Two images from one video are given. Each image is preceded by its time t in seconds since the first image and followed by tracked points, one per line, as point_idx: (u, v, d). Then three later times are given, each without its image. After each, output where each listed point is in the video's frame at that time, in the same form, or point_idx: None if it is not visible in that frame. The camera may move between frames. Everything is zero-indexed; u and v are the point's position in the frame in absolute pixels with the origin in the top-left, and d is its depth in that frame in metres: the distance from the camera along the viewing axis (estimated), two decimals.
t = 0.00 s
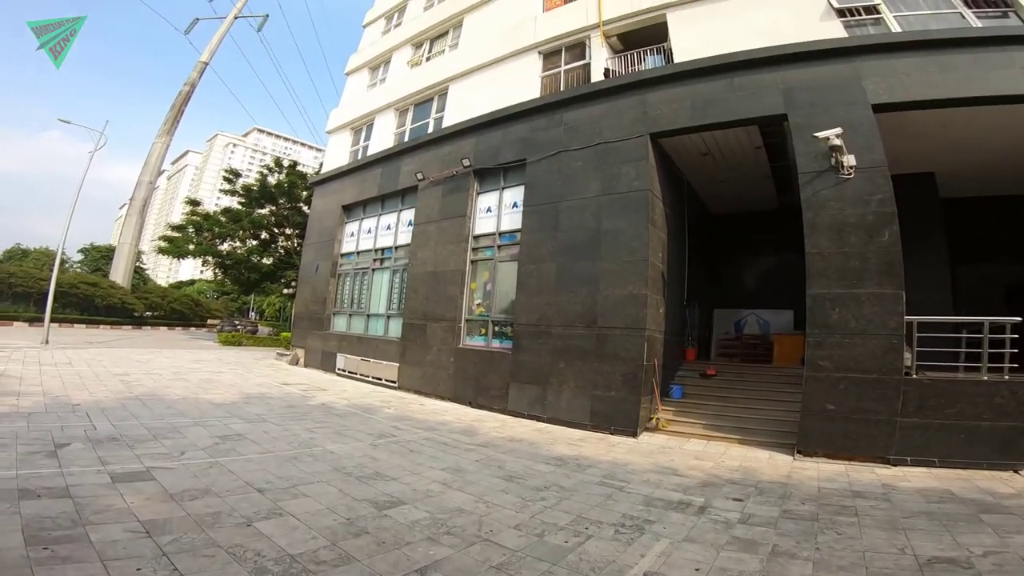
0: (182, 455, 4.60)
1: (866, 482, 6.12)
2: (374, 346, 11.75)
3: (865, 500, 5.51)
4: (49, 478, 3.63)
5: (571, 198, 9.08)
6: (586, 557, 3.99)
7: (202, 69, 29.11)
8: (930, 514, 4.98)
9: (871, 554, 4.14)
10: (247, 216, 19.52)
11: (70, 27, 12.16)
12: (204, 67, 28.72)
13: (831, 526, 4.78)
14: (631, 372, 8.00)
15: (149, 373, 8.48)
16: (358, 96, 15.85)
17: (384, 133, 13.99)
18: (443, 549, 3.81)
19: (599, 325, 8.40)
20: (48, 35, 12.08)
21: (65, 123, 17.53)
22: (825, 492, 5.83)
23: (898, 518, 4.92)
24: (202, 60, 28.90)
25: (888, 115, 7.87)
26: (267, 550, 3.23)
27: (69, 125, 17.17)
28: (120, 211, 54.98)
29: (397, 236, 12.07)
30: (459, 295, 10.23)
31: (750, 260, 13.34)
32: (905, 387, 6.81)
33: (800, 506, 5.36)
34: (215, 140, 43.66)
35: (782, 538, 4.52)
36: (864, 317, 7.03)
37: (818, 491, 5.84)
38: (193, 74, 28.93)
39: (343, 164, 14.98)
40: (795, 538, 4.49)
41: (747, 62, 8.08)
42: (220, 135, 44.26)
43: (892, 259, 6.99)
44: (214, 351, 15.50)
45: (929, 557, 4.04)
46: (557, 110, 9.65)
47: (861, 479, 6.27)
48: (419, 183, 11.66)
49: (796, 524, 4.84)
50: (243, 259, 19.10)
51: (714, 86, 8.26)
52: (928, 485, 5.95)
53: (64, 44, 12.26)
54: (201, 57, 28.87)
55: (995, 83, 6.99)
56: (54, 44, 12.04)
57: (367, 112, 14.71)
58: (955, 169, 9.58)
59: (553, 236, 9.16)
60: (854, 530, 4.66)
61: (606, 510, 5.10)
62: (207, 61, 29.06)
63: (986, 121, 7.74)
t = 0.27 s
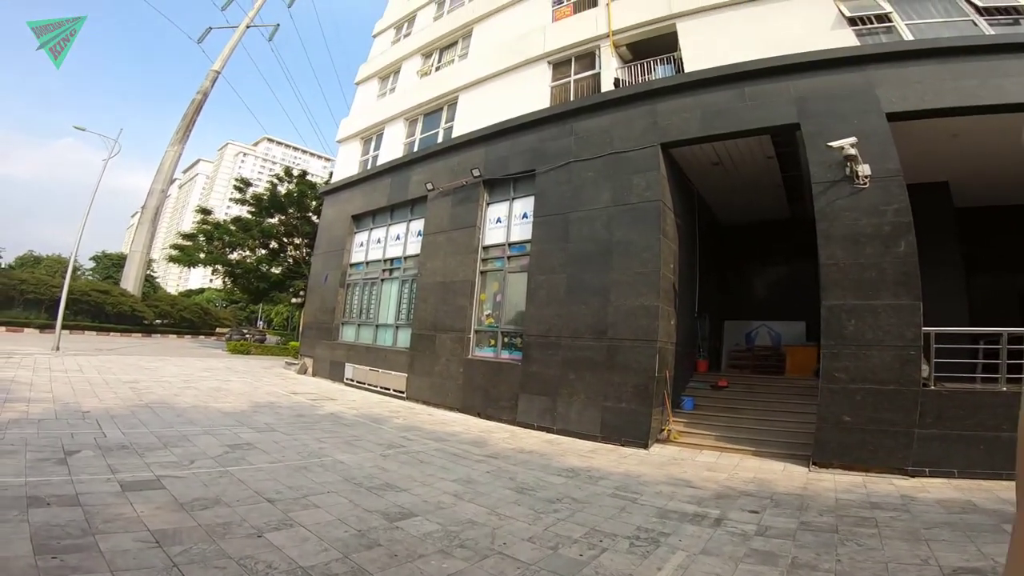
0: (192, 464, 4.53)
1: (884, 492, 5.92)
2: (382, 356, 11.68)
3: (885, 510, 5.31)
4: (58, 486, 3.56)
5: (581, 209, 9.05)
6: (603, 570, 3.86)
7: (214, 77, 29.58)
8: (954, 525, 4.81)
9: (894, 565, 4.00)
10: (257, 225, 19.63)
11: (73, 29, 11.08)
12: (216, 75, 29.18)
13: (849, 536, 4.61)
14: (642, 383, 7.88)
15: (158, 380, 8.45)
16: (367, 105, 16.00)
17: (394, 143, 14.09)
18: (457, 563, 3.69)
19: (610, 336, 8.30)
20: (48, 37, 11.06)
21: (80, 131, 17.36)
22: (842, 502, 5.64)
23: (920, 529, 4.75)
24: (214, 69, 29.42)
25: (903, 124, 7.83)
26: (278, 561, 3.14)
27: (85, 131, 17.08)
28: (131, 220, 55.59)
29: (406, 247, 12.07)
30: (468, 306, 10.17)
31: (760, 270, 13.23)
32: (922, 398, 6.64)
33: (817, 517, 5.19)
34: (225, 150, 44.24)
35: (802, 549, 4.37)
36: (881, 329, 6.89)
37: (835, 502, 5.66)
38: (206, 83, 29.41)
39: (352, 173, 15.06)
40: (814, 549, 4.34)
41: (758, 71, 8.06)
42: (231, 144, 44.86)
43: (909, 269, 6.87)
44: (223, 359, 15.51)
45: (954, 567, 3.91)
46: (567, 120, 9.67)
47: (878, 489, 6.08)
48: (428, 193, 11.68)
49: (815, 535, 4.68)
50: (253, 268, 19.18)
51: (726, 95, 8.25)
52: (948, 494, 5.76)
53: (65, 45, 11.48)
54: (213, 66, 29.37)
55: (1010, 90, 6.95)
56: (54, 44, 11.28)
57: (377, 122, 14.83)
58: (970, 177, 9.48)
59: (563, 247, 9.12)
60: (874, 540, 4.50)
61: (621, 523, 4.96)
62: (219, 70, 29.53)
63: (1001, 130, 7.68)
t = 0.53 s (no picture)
0: (207, 464, 4.53)
1: (903, 486, 5.83)
2: (392, 354, 11.69)
3: (906, 504, 5.22)
4: (76, 488, 3.57)
5: (590, 202, 8.96)
6: (619, 567, 3.82)
7: (216, 78, 29.65)
8: (977, 519, 4.71)
9: (917, 558, 3.93)
10: (264, 224, 19.67)
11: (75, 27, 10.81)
12: (220, 76, 29.29)
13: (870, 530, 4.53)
14: (654, 377, 7.81)
15: (170, 381, 8.48)
16: (371, 103, 15.94)
17: (398, 140, 14.03)
18: (473, 561, 3.66)
19: (620, 330, 8.24)
20: (49, 36, 10.83)
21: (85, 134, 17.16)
22: (862, 497, 5.55)
23: (942, 523, 4.67)
24: (217, 69, 29.49)
25: (916, 115, 7.66)
26: (295, 562, 3.13)
27: (91, 134, 16.89)
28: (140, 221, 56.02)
29: (414, 244, 12.04)
30: (477, 301, 10.13)
31: (770, 262, 13.08)
32: (940, 390, 6.53)
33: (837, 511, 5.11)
34: (230, 150, 44.42)
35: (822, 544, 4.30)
36: (897, 319, 6.76)
37: (854, 496, 5.57)
38: (210, 84, 29.50)
39: (357, 171, 15.04)
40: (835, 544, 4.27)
41: (767, 61, 7.89)
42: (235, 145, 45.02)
43: (925, 259, 6.73)
44: (234, 359, 15.58)
45: (979, 562, 3.83)
46: (573, 114, 9.54)
47: (897, 483, 5.97)
48: (434, 190, 11.63)
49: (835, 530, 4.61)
50: (261, 268, 19.24)
51: (734, 86, 8.09)
52: (969, 489, 5.66)
53: (65, 44, 11.22)
54: (215, 67, 29.43)
55: None
56: (54, 43, 11.01)
57: (381, 119, 14.77)
58: (985, 167, 9.27)
59: (571, 241, 9.03)
60: (896, 533, 4.42)
61: (637, 519, 4.91)
62: (222, 71, 29.63)
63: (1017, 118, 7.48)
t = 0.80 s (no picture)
0: (222, 462, 4.54)
1: (923, 472, 5.73)
2: (401, 347, 11.70)
3: (927, 491, 5.13)
4: (94, 489, 3.58)
5: (595, 190, 8.83)
6: (637, 558, 3.79)
7: (214, 77, 29.56)
8: (1001, 505, 4.63)
9: (942, 546, 3.87)
10: (270, 221, 19.69)
11: (73, 25, 10.63)
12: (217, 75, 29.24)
13: (894, 518, 4.47)
14: (666, 364, 7.74)
15: (183, 380, 8.54)
16: (371, 97, 15.80)
17: (400, 134, 13.91)
18: (489, 555, 3.64)
19: (630, 318, 8.15)
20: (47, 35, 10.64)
21: (88, 135, 17.07)
22: (882, 483, 5.47)
23: (965, 509, 4.59)
24: (215, 68, 29.41)
25: (926, 99, 7.45)
26: (313, 560, 3.12)
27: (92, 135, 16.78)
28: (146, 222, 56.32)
29: (419, 236, 11.98)
30: (484, 292, 10.08)
31: (778, 247, 12.88)
32: (959, 372, 6.40)
33: (858, 498, 5.04)
34: (232, 148, 44.47)
35: (844, 532, 4.24)
36: (913, 301, 6.61)
37: (874, 483, 5.49)
38: (208, 83, 29.44)
39: (360, 165, 14.95)
40: (857, 532, 4.21)
41: (771, 45, 7.67)
42: (237, 142, 45.03)
43: (939, 240, 6.56)
44: (245, 356, 15.69)
45: (1007, 548, 3.76)
46: (575, 102, 9.37)
47: (918, 469, 5.88)
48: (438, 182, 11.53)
49: (856, 517, 4.55)
50: (268, 264, 19.29)
51: (738, 70, 7.89)
52: (992, 474, 5.56)
53: (64, 45, 10.88)
54: (213, 65, 29.33)
55: None
56: (53, 44, 10.67)
57: (382, 112, 14.64)
58: (998, 149, 9.02)
59: (578, 230, 8.92)
60: (919, 521, 4.36)
61: (653, 509, 4.87)
62: (220, 70, 29.58)
63: None
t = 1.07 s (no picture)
0: (235, 462, 4.54)
1: (943, 461, 5.60)
2: (409, 342, 11.70)
3: (948, 479, 5.03)
4: (110, 492, 3.58)
5: (599, 179, 8.70)
6: (654, 552, 3.73)
7: (214, 78, 29.56)
8: None
9: (967, 536, 3.79)
10: (275, 220, 19.74)
11: (73, 24, 10.52)
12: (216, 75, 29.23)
13: (916, 508, 4.38)
14: (676, 353, 7.66)
15: (195, 380, 8.59)
16: (371, 93, 15.70)
17: (401, 129, 13.82)
18: (502, 552, 3.57)
19: (639, 307, 8.06)
20: (47, 35, 10.57)
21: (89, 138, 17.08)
22: (902, 472, 5.37)
23: (990, 498, 4.48)
24: (214, 69, 29.39)
25: (935, 80, 7.24)
26: (327, 561, 3.02)
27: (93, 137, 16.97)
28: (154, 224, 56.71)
29: (424, 230, 11.94)
30: (491, 285, 10.02)
31: (786, 233, 12.67)
32: (977, 356, 6.24)
33: (877, 488, 4.95)
34: (236, 147, 44.61)
35: (865, 522, 4.17)
36: (928, 284, 6.45)
37: (893, 472, 5.38)
38: (207, 84, 29.45)
39: (363, 161, 14.90)
40: (879, 522, 4.13)
41: (773, 30, 7.48)
42: (240, 142, 45.13)
43: (953, 221, 6.38)
44: (257, 355, 15.81)
45: None
46: (576, 91, 9.21)
47: (938, 457, 5.75)
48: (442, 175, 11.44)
49: (877, 507, 4.47)
50: (276, 263, 19.38)
51: (741, 56, 7.72)
52: (1014, 461, 5.43)
53: (65, 45, 10.79)
54: (212, 66, 29.30)
55: None
56: (53, 44, 10.55)
57: (382, 108, 14.54)
58: (1011, 130, 8.76)
59: (584, 219, 8.80)
60: (943, 511, 4.26)
61: (668, 501, 4.82)
62: (219, 70, 29.56)
63: None
